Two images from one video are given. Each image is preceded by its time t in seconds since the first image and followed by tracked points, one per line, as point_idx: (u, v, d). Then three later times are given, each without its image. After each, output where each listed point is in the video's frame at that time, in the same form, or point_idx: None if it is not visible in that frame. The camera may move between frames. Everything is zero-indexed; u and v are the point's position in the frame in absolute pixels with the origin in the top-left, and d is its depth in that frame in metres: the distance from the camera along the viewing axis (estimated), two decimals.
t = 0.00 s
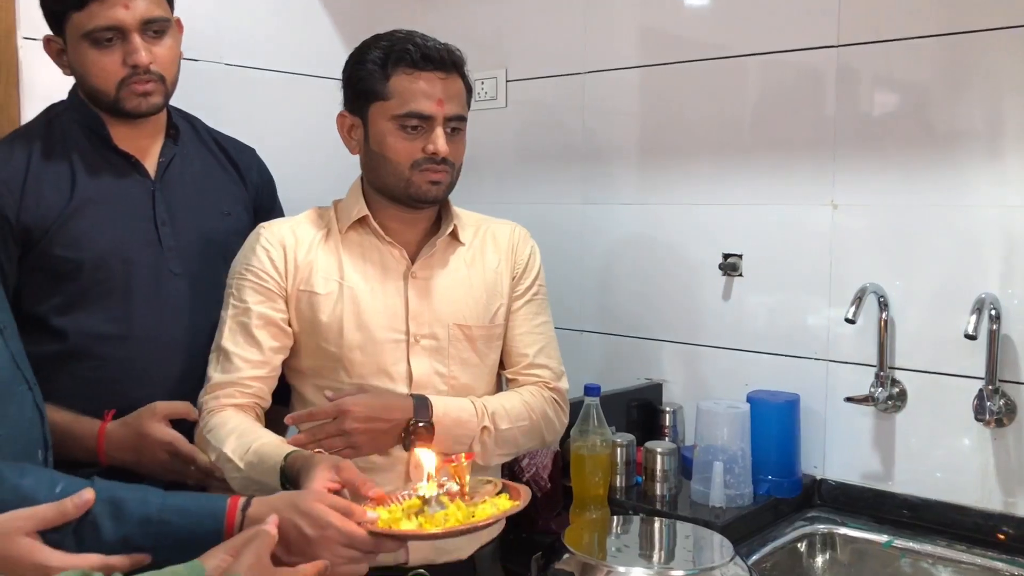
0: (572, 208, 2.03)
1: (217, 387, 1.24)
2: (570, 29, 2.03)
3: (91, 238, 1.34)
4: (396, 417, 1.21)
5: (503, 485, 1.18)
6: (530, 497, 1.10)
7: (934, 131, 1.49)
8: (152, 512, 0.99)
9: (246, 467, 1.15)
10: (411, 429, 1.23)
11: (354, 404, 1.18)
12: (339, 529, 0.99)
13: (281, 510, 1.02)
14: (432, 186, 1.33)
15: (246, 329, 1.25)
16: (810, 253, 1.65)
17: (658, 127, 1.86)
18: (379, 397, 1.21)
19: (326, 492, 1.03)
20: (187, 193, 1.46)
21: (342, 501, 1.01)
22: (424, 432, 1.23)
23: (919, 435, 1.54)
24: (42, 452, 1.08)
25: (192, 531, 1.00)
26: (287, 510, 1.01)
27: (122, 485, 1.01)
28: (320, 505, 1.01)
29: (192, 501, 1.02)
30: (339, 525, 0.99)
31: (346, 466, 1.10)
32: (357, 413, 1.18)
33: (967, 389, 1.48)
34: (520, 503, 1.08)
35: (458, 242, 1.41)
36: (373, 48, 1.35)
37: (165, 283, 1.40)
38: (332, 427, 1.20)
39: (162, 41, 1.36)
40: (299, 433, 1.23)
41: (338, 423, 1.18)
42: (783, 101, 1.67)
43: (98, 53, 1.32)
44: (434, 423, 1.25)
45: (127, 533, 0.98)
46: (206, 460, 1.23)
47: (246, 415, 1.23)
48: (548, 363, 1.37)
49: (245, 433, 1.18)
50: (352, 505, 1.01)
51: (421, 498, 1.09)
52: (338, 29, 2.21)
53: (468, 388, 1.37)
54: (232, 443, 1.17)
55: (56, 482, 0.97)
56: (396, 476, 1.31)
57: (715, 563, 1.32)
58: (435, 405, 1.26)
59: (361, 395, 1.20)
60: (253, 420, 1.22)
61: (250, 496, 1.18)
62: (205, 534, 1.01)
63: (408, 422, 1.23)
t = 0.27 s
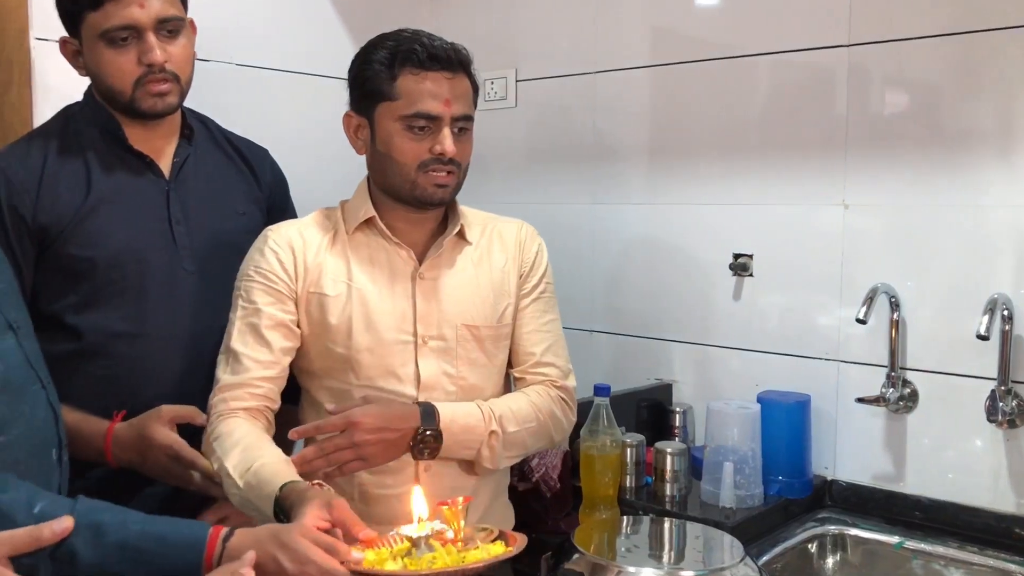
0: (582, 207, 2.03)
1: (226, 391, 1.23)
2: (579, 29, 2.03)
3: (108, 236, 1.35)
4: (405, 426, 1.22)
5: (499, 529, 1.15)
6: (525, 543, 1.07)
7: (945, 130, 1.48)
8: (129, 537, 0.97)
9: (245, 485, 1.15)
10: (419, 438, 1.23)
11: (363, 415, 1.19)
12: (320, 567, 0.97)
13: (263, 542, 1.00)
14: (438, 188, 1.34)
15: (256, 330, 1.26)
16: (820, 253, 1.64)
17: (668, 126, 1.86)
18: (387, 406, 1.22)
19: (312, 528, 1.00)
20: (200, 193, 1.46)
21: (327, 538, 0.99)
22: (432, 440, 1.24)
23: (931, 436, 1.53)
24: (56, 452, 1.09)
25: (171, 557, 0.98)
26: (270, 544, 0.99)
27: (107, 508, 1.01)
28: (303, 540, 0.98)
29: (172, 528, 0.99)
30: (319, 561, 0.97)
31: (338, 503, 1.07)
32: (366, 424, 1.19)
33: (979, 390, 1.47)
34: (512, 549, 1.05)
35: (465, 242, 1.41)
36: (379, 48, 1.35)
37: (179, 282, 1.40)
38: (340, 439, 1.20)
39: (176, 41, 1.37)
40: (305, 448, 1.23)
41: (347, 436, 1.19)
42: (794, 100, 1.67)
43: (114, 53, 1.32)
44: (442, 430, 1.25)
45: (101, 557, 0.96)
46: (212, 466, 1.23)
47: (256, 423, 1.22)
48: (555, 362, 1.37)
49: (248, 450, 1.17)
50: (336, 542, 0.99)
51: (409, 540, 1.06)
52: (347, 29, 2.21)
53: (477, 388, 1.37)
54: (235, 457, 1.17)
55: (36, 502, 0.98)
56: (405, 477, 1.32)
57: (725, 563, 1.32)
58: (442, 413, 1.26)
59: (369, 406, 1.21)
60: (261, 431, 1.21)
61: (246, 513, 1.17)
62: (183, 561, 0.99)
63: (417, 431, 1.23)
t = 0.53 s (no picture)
0: (591, 207, 2.03)
1: (236, 379, 1.22)
2: (589, 28, 2.02)
3: (124, 234, 1.35)
4: (411, 424, 1.22)
5: (493, 527, 1.06)
6: (519, 540, 0.99)
7: (957, 130, 1.48)
8: (93, 536, 0.86)
9: (240, 478, 1.10)
10: (425, 437, 1.23)
11: (371, 413, 1.19)
12: (292, 563, 0.87)
13: (230, 537, 0.89)
14: (445, 186, 1.34)
15: (268, 321, 1.25)
16: (831, 253, 1.64)
17: (677, 126, 1.86)
18: (395, 404, 1.22)
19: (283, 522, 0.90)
20: (212, 192, 1.47)
21: (301, 531, 0.89)
22: (438, 439, 1.24)
23: (941, 437, 1.52)
24: (65, 453, 1.10)
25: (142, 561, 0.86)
26: (236, 538, 0.88)
27: (83, 509, 0.90)
28: (275, 534, 0.88)
29: (142, 527, 0.88)
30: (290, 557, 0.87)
31: (326, 499, 1.00)
32: (374, 421, 1.19)
33: (991, 390, 1.46)
34: (504, 545, 0.98)
35: (472, 241, 1.41)
36: (384, 47, 1.36)
37: (191, 283, 1.41)
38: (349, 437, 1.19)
39: (188, 39, 1.37)
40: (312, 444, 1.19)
41: (354, 433, 1.18)
42: (804, 99, 1.66)
43: (127, 50, 1.33)
44: (447, 429, 1.25)
45: (65, 557, 0.86)
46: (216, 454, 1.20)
47: (263, 415, 1.20)
48: (559, 359, 1.37)
49: (249, 443, 1.13)
50: (311, 536, 0.89)
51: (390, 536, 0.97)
52: (357, 29, 2.22)
53: (485, 387, 1.37)
54: (235, 449, 1.13)
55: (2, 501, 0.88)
56: (413, 477, 1.32)
57: (735, 564, 1.32)
58: (448, 412, 1.26)
59: (377, 402, 1.21)
60: (266, 425, 1.18)
61: (241, 509, 1.13)
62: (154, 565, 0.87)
63: (423, 429, 1.23)
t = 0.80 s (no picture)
0: (600, 207, 2.03)
1: (247, 385, 1.22)
2: (598, 28, 2.02)
3: (131, 235, 1.36)
4: (424, 426, 1.22)
5: (511, 552, 1.12)
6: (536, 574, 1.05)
7: (968, 129, 1.47)
8: (128, 543, 0.95)
9: (262, 485, 1.12)
10: (438, 437, 1.23)
11: (383, 414, 1.19)
12: None
13: (264, 556, 0.96)
14: (458, 188, 1.34)
15: (278, 325, 1.26)
16: (840, 252, 1.63)
17: (686, 126, 1.86)
18: (408, 405, 1.22)
19: (315, 541, 0.97)
20: (221, 192, 1.47)
21: (330, 554, 0.95)
22: (452, 440, 1.24)
23: (952, 437, 1.52)
24: (76, 452, 1.10)
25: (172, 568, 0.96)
26: (271, 557, 0.96)
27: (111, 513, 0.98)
28: (305, 555, 0.95)
29: (173, 537, 0.97)
30: None
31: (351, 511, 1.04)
32: (386, 422, 1.19)
33: (1002, 391, 1.46)
34: None
35: (483, 240, 1.41)
36: (397, 48, 1.36)
37: (200, 282, 1.41)
38: (360, 438, 1.19)
39: (199, 41, 1.38)
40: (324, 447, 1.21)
41: (367, 435, 1.19)
42: (814, 99, 1.66)
43: (138, 49, 1.34)
44: (461, 429, 1.26)
45: (99, 564, 0.94)
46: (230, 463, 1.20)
47: (275, 419, 1.20)
48: (571, 360, 1.38)
49: (267, 450, 1.14)
50: (340, 559, 0.95)
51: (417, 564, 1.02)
52: (366, 29, 2.22)
53: (495, 387, 1.37)
54: (253, 456, 1.14)
55: (40, 503, 0.94)
56: (422, 476, 1.31)
57: (744, 564, 1.31)
58: (461, 412, 1.27)
59: (390, 404, 1.21)
60: (278, 430, 1.19)
61: (261, 514, 1.14)
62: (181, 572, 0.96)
63: (436, 430, 1.23)
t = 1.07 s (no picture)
0: (608, 207, 2.03)
1: (252, 383, 1.25)
2: (607, 28, 2.02)
3: (137, 236, 1.36)
4: (431, 415, 1.22)
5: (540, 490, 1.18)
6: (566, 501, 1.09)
7: (979, 129, 1.46)
8: (184, 506, 1.00)
9: (281, 461, 1.17)
10: (446, 427, 1.23)
11: (389, 401, 1.19)
12: (376, 522, 0.99)
13: (317, 502, 1.01)
14: (471, 190, 1.34)
15: (282, 323, 1.27)
16: (850, 253, 1.63)
17: (695, 126, 1.85)
18: (415, 394, 1.22)
19: (362, 487, 1.02)
20: (229, 191, 1.48)
21: (379, 496, 1.02)
22: (459, 430, 1.24)
23: (963, 438, 1.51)
24: (87, 449, 1.11)
25: (232, 520, 1.02)
26: (325, 503, 1.01)
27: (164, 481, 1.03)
28: (359, 498, 1.00)
29: (230, 496, 1.03)
30: (376, 518, 0.99)
31: (382, 466, 1.10)
32: (391, 409, 1.19)
33: (1013, 391, 1.45)
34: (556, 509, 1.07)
35: (495, 238, 1.41)
36: (413, 50, 1.35)
37: (209, 282, 1.41)
38: (367, 423, 1.20)
39: (210, 45, 1.39)
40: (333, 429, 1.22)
41: (373, 421, 1.19)
42: (823, 99, 1.65)
43: (149, 51, 1.34)
44: (469, 421, 1.25)
45: (162, 525, 0.99)
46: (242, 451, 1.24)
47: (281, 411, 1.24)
48: (585, 359, 1.38)
49: (282, 428, 1.19)
50: (388, 501, 1.02)
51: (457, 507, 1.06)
52: (375, 29, 2.22)
53: (505, 384, 1.37)
54: (269, 437, 1.19)
55: (95, 475, 0.98)
56: (430, 474, 1.31)
57: (753, 564, 1.31)
58: (471, 404, 1.26)
59: (398, 392, 1.21)
60: (286, 417, 1.23)
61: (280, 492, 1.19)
62: (240, 527, 1.02)
63: (443, 420, 1.23)
